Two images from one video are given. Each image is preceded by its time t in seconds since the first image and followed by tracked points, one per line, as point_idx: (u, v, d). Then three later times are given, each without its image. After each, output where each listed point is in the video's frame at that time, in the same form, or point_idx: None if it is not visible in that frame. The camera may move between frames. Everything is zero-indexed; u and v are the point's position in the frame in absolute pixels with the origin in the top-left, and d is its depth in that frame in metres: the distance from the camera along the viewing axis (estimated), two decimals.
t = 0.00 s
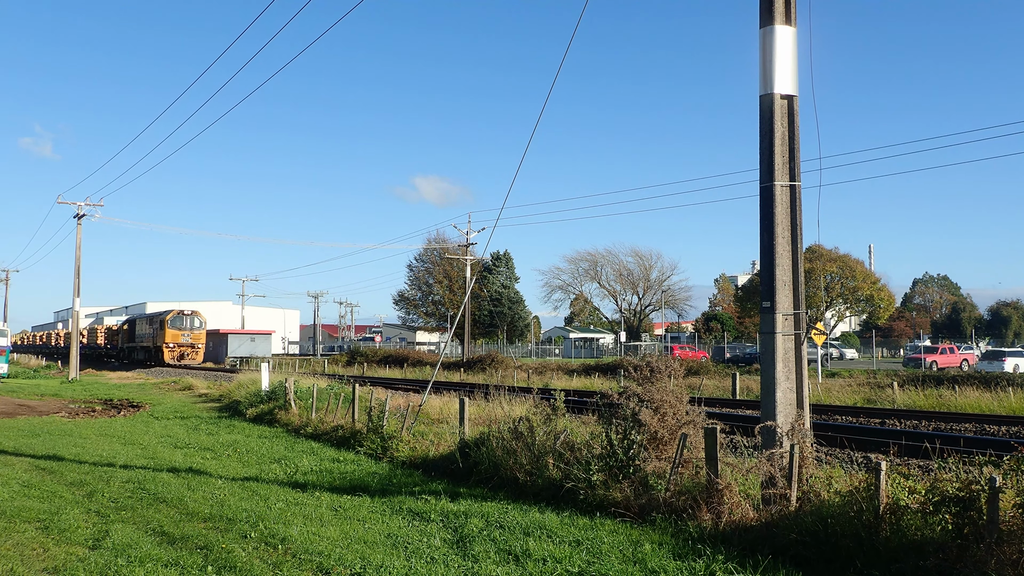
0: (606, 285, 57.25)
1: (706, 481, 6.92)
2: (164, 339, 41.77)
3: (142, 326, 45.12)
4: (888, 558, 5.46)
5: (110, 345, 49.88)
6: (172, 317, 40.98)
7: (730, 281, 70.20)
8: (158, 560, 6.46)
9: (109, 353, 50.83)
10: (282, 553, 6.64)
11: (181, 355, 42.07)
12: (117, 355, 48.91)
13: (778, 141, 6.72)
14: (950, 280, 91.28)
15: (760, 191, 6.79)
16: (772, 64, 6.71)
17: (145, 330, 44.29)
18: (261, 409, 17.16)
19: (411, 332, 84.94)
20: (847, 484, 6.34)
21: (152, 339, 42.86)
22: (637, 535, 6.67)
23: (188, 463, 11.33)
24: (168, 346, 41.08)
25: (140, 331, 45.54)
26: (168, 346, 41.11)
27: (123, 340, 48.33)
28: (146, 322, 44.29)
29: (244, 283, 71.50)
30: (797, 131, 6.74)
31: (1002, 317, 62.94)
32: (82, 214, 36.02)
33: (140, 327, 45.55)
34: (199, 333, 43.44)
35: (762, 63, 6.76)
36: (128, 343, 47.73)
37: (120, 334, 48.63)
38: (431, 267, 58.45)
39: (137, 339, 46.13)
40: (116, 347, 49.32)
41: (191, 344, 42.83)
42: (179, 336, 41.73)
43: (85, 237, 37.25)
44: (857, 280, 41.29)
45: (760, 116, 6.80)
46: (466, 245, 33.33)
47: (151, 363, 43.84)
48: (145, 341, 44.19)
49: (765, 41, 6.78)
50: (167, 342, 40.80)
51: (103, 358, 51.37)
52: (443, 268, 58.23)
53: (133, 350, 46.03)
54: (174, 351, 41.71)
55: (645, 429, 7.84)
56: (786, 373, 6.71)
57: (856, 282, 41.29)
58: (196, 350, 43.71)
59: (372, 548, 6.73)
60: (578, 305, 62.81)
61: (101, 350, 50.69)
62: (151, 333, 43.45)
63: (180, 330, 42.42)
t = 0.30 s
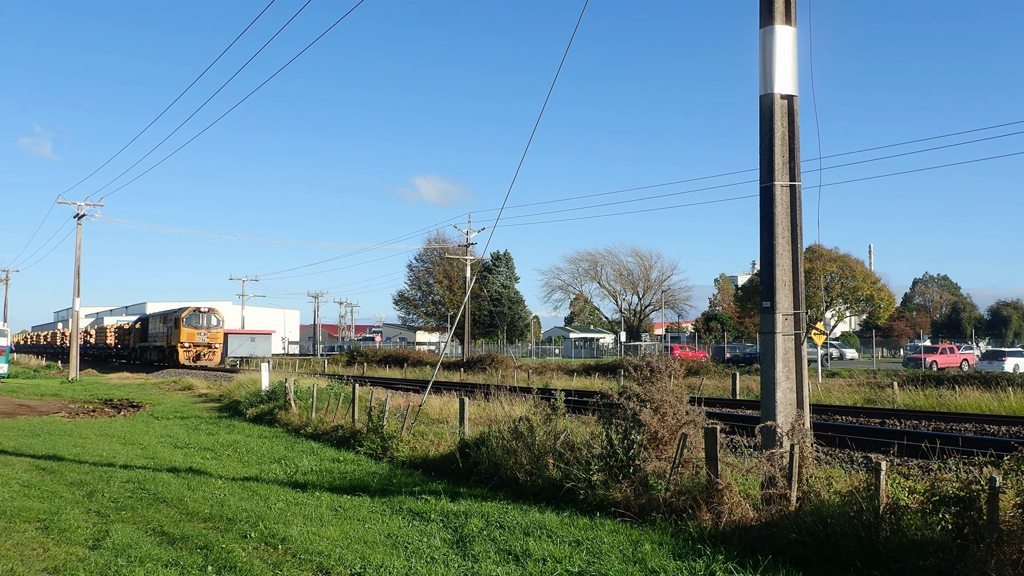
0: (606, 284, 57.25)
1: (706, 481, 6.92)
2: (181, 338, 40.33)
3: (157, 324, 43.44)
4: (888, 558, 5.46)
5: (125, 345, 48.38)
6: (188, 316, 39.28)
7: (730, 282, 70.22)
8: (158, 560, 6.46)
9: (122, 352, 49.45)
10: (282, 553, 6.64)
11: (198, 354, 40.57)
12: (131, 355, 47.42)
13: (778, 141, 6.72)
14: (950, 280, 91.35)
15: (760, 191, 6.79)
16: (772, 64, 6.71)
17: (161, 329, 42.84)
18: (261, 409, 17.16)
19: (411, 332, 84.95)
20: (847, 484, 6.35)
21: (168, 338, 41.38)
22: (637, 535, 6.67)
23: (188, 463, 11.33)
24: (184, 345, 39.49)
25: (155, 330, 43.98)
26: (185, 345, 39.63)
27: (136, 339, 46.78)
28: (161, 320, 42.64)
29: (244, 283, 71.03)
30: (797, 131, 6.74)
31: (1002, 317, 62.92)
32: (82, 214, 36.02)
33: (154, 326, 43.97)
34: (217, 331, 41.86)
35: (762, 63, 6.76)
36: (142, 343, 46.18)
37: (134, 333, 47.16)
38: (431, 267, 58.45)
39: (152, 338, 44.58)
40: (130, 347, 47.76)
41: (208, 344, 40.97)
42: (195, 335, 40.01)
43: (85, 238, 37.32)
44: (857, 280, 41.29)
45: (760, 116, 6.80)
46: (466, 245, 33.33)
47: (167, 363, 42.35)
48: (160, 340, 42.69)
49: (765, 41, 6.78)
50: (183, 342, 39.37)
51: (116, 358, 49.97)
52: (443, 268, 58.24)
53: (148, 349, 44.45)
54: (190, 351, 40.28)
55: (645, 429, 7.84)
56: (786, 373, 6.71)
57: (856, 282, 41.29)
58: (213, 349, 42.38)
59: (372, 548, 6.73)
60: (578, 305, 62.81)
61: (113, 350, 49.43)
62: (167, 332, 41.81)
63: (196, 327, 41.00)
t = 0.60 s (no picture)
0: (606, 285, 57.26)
1: (706, 481, 6.92)
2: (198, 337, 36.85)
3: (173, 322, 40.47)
4: (887, 558, 5.46)
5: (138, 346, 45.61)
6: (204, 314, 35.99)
7: (730, 282, 70.24)
8: (158, 560, 6.46)
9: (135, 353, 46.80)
10: (282, 553, 6.64)
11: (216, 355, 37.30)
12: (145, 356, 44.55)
13: (778, 141, 6.72)
14: (950, 280, 91.36)
15: (760, 191, 6.79)
16: (772, 64, 6.71)
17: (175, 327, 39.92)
18: (261, 409, 17.17)
19: (411, 332, 84.96)
20: (847, 484, 6.35)
21: (183, 338, 38.23)
22: (637, 535, 6.67)
23: (188, 463, 11.33)
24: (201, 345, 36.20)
25: (169, 328, 40.80)
26: (203, 345, 36.41)
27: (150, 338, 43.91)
28: (176, 319, 39.43)
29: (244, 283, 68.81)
30: (797, 131, 6.74)
31: (1002, 317, 62.92)
32: (82, 214, 36.01)
33: (168, 324, 40.94)
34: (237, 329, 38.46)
35: (762, 64, 6.76)
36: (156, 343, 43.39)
37: (145, 332, 44.44)
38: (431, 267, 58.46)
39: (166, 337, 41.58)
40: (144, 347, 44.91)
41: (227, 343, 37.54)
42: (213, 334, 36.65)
43: (85, 238, 37.48)
44: (857, 280, 41.30)
45: (760, 116, 6.80)
46: (466, 245, 33.34)
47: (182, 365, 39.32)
48: (174, 340, 39.50)
49: (765, 41, 6.78)
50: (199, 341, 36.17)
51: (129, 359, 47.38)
52: (443, 268, 58.25)
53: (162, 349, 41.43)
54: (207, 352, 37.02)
55: (645, 429, 7.84)
56: (786, 373, 6.71)
57: (856, 282, 41.30)
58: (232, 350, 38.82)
59: (372, 548, 6.73)
60: (578, 305, 62.81)
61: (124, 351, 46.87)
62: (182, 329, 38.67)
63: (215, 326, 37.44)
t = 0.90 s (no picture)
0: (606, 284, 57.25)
1: (706, 481, 6.92)
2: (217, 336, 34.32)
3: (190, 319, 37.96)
4: (887, 558, 5.46)
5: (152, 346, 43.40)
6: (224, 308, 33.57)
7: (730, 282, 70.25)
8: (158, 560, 6.46)
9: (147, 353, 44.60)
10: (282, 553, 6.64)
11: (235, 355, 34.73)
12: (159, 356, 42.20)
13: (778, 141, 6.72)
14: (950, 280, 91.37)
15: (760, 191, 6.78)
16: (772, 64, 6.71)
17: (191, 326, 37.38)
18: (261, 409, 17.18)
19: (411, 332, 84.96)
20: (847, 484, 6.35)
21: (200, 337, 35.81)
22: (637, 535, 6.68)
23: (188, 463, 11.33)
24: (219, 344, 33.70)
25: (184, 326, 38.49)
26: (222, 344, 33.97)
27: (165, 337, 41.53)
28: (193, 316, 36.84)
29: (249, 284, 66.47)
30: (797, 131, 6.74)
31: (1002, 317, 62.91)
32: (82, 214, 36.02)
33: (185, 322, 38.38)
34: (258, 328, 35.86)
35: (762, 63, 6.76)
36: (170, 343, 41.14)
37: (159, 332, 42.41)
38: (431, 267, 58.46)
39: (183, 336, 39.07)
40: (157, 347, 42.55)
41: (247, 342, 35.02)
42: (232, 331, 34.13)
43: (85, 238, 37.57)
44: (857, 280, 41.29)
45: (760, 116, 6.80)
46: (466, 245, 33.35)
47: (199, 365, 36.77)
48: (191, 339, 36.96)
49: (765, 41, 6.78)
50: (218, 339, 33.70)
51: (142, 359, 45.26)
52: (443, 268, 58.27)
53: (177, 348, 39.02)
54: (227, 351, 34.45)
55: (645, 429, 7.84)
56: (787, 373, 6.71)
57: (856, 282, 41.29)
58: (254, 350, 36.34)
59: (372, 548, 6.73)
60: (578, 305, 62.79)
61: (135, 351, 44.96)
62: (200, 326, 36.04)
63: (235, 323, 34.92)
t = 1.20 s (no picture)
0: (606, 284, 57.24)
1: (706, 481, 6.92)
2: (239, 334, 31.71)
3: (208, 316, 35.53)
4: (887, 558, 5.46)
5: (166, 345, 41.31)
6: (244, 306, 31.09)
7: (730, 282, 70.24)
8: (159, 560, 6.46)
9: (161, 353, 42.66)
10: (282, 553, 6.64)
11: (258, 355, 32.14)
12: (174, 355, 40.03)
13: (778, 141, 6.72)
14: (950, 280, 91.36)
15: (760, 191, 6.79)
16: (772, 64, 6.71)
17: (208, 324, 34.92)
18: (261, 409, 17.18)
19: (411, 332, 84.93)
20: (847, 484, 6.35)
21: (218, 336, 33.26)
22: (637, 535, 6.67)
23: (188, 463, 11.33)
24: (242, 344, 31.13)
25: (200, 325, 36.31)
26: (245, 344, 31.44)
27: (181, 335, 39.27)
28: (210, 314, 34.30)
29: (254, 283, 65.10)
30: (797, 131, 6.74)
31: (1002, 317, 62.91)
32: (82, 214, 35.98)
33: (201, 320, 36.06)
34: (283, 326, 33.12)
35: (762, 63, 6.76)
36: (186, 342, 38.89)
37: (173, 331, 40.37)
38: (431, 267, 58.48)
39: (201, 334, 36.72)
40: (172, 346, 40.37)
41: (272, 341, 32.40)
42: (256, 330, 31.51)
43: (84, 238, 37.68)
44: (857, 280, 41.28)
45: (760, 116, 6.80)
46: (466, 244, 33.37)
47: (216, 366, 34.25)
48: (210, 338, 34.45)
49: (765, 41, 6.78)
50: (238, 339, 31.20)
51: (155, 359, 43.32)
52: (443, 268, 58.27)
53: (195, 348, 36.77)
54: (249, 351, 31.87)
55: (645, 429, 7.84)
56: (786, 374, 6.71)
57: (856, 282, 41.28)
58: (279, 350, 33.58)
59: (373, 548, 6.73)
60: (578, 305, 62.80)
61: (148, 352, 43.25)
62: (219, 324, 33.48)
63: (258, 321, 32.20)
